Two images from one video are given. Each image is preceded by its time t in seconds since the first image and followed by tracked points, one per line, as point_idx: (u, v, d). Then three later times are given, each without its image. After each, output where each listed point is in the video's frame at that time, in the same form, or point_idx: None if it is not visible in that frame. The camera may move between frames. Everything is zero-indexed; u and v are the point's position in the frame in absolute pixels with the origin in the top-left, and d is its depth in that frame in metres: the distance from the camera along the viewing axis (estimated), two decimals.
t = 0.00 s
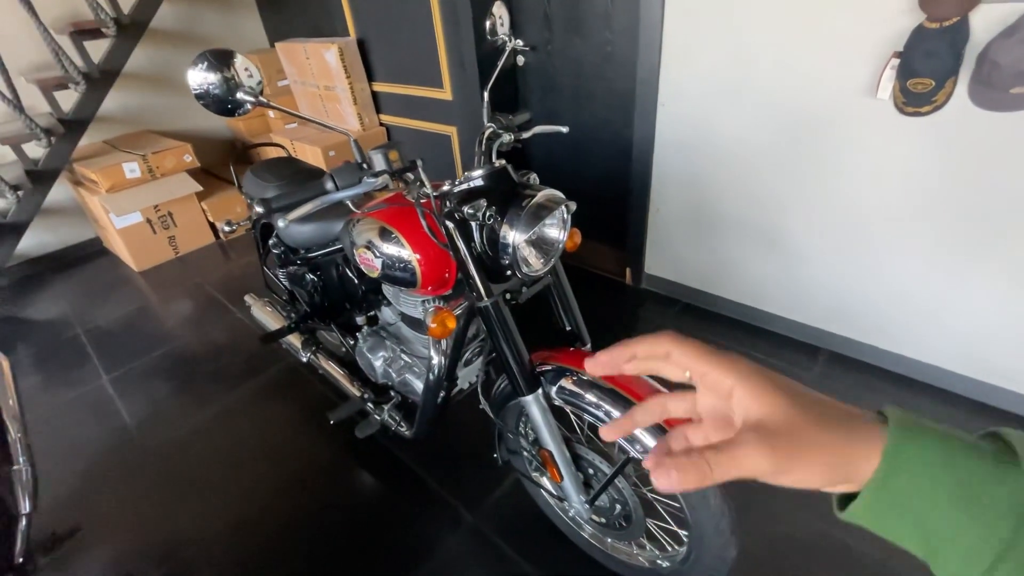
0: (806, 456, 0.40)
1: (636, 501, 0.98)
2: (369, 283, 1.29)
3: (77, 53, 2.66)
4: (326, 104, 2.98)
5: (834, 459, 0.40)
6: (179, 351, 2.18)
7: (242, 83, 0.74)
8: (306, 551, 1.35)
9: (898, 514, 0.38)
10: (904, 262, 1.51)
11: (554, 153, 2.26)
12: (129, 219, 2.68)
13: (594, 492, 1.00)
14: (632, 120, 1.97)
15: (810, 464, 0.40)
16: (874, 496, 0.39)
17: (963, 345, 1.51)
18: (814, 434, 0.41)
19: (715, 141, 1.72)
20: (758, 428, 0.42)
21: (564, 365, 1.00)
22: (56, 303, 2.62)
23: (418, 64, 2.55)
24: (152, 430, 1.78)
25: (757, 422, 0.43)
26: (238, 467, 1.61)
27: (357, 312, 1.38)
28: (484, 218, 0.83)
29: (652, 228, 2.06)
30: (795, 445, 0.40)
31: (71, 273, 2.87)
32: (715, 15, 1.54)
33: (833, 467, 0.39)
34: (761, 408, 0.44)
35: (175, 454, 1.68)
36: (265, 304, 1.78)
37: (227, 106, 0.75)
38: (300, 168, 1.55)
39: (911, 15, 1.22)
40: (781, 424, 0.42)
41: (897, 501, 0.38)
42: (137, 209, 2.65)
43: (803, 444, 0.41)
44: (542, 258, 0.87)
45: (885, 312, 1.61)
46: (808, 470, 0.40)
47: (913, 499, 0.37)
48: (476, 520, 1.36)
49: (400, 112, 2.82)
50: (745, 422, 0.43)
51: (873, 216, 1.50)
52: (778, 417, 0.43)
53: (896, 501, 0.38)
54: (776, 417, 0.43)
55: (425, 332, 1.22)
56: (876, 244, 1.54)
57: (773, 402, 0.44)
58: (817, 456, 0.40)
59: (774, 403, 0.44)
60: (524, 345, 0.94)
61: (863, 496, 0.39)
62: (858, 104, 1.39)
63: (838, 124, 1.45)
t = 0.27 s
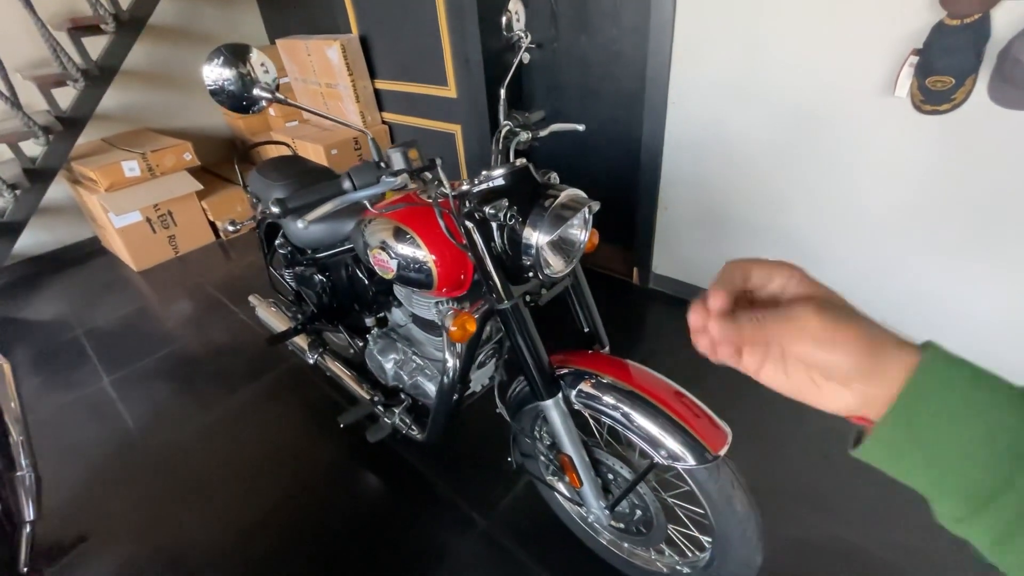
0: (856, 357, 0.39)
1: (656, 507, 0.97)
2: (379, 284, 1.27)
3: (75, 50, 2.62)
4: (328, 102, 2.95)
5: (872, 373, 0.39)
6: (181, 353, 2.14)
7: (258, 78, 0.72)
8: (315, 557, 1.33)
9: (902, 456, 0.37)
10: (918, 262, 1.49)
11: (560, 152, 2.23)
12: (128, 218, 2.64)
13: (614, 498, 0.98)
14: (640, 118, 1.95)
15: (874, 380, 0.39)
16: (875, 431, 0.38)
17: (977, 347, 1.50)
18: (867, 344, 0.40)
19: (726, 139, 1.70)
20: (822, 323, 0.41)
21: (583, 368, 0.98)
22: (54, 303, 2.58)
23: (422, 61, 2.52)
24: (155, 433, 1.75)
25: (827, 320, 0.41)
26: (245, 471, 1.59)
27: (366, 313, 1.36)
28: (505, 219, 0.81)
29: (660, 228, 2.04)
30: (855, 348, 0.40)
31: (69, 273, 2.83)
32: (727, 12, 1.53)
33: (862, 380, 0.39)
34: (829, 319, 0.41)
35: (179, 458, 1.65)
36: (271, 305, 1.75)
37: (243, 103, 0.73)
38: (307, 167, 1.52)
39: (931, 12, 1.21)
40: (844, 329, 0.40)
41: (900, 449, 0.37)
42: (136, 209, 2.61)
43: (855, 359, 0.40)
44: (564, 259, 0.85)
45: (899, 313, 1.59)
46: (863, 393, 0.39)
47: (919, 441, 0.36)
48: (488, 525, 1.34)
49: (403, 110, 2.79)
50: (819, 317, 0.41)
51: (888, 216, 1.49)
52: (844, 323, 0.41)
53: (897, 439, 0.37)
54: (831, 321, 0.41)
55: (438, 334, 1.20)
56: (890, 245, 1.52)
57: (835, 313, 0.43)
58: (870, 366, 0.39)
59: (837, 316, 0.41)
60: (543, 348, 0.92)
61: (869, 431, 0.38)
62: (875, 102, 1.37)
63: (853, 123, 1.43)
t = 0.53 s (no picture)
0: (808, 420, 0.59)
1: (687, 512, 0.95)
2: (391, 284, 1.23)
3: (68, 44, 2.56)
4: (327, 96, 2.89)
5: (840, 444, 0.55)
6: (183, 354, 2.10)
7: (277, 70, 0.67)
8: (328, 564, 1.30)
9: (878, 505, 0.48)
10: (938, 257, 1.47)
11: (568, 146, 2.20)
12: (125, 217, 2.59)
13: (643, 503, 0.95)
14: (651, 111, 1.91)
15: (839, 445, 0.55)
16: (853, 487, 0.50)
17: (998, 342, 1.47)
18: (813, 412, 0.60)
19: (741, 133, 1.67)
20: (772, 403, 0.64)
21: (609, 370, 0.94)
22: (49, 304, 2.53)
23: (425, 54, 2.47)
24: (158, 437, 1.71)
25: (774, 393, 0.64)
26: (253, 475, 1.55)
27: (377, 313, 1.32)
28: (535, 216, 0.78)
29: (671, 223, 2.01)
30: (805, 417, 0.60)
31: (64, 273, 2.77)
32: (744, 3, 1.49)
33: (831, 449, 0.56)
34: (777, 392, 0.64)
35: (184, 463, 1.61)
36: (277, 305, 1.71)
37: (260, 96, 0.69)
38: (314, 163, 1.48)
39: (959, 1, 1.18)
40: (798, 402, 0.61)
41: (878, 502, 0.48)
42: (133, 206, 2.56)
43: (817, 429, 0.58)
44: (596, 258, 0.82)
45: (917, 308, 1.57)
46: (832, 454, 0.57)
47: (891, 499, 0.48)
48: (505, 529, 1.31)
49: (405, 104, 2.74)
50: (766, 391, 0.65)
51: (908, 210, 1.46)
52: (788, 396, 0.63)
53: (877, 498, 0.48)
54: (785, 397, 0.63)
55: (454, 335, 1.16)
56: (910, 239, 1.49)
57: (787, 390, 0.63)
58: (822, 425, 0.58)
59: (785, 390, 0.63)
60: (571, 350, 0.89)
61: (852, 492, 0.50)
62: (897, 93, 1.34)
63: (874, 116, 1.41)
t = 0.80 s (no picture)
0: (798, 413, 0.53)
1: (712, 518, 0.93)
2: (400, 288, 1.21)
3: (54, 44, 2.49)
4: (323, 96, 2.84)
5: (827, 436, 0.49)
6: (180, 361, 2.05)
7: (292, 70, 0.64)
8: None
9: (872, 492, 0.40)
10: (947, 254, 1.46)
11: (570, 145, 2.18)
12: (116, 221, 2.53)
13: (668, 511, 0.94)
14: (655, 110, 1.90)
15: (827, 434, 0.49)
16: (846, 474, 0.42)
17: (1008, 339, 1.47)
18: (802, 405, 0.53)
19: (748, 130, 1.65)
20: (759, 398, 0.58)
21: (630, 374, 0.91)
22: (39, 311, 2.46)
23: (422, 53, 2.43)
24: (158, 448, 1.66)
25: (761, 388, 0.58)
26: (257, 486, 1.52)
27: (386, 319, 1.29)
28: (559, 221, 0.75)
29: (676, 222, 1.99)
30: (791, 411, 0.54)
31: (54, 279, 2.70)
32: None
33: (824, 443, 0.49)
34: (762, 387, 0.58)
35: (186, 474, 1.57)
36: (279, 310, 1.67)
37: (274, 97, 0.66)
38: (316, 165, 1.45)
39: None
40: (785, 392, 0.55)
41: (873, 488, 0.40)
42: (125, 210, 2.50)
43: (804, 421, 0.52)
44: (621, 263, 0.80)
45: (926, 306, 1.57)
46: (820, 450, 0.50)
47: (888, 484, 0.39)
48: (520, 537, 1.29)
49: (402, 103, 2.70)
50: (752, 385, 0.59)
51: (917, 208, 1.46)
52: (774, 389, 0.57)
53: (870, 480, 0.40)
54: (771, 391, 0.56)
55: (467, 340, 1.14)
56: (919, 237, 1.49)
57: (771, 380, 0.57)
58: (810, 419, 0.51)
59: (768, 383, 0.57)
60: (594, 356, 0.87)
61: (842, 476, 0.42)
62: (908, 90, 1.33)
63: (884, 113, 1.40)
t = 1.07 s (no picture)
0: (856, 366, 0.54)
1: (725, 515, 0.93)
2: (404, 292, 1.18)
3: (31, 46, 2.41)
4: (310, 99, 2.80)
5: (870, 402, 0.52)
6: (169, 371, 2.00)
7: (300, 68, 0.62)
8: None
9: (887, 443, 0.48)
10: (940, 247, 1.49)
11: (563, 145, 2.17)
12: (99, 228, 2.46)
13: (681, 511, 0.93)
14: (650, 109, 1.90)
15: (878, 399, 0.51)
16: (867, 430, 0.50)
17: (1000, 331, 1.50)
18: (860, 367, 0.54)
19: (742, 128, 1.66)
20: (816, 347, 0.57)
21: (641, 375, 0.91)
22: (19, 322, 2.38)
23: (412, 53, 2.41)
24: (150, 461, 1.61)
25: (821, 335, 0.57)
26: (255, 497, 1.48)
27: (386, 323, 1.27)
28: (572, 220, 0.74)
29: (671, 221, 2.00)
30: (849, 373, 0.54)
31: (33, 289, 2.61)
32: None
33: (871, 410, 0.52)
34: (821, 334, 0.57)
35: (180, 488, 1.52)
36: (273, 316, 1.64)
37: (279, 96, 0.64)
38: (311, 167, 1.42)
39: None
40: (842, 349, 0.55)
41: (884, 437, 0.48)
42: (108, 217, 2.43)
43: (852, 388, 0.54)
44: (634, 261, 0.79)
45: (921, 299, 1.59)
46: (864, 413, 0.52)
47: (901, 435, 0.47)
48: (528, 541, 1.27)
49: (392, 105, 2.68)
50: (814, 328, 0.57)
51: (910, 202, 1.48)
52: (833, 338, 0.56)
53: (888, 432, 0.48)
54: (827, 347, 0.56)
55: (472, 343, 1.12)
56: (913, 232, 1.51)
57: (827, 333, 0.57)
58: (868, 377, 0.53)
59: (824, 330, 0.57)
60: (607, 356, 0.86)
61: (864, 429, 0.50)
62: (901, 87, 1.35)
63: (877, 110, 1.41)
